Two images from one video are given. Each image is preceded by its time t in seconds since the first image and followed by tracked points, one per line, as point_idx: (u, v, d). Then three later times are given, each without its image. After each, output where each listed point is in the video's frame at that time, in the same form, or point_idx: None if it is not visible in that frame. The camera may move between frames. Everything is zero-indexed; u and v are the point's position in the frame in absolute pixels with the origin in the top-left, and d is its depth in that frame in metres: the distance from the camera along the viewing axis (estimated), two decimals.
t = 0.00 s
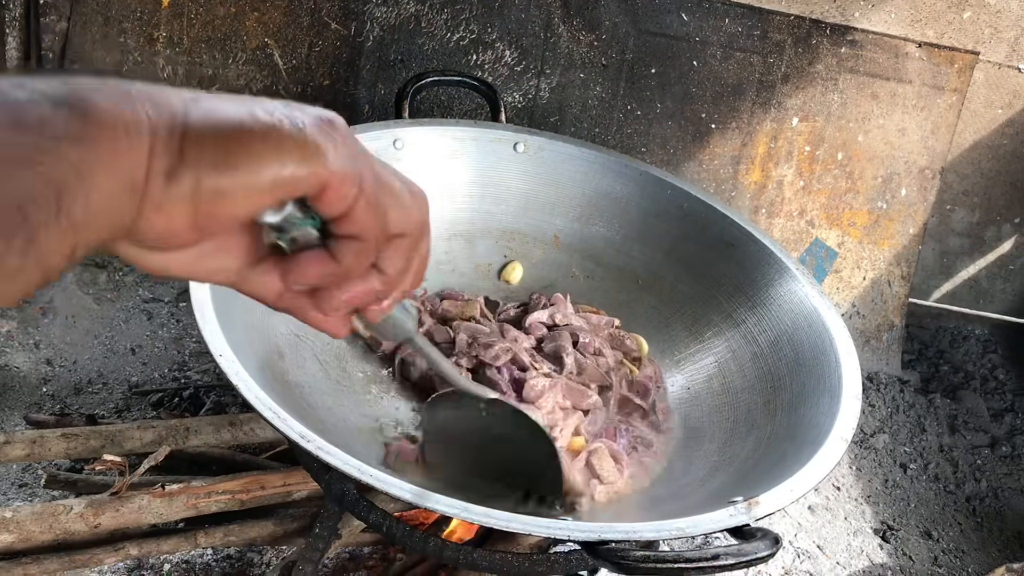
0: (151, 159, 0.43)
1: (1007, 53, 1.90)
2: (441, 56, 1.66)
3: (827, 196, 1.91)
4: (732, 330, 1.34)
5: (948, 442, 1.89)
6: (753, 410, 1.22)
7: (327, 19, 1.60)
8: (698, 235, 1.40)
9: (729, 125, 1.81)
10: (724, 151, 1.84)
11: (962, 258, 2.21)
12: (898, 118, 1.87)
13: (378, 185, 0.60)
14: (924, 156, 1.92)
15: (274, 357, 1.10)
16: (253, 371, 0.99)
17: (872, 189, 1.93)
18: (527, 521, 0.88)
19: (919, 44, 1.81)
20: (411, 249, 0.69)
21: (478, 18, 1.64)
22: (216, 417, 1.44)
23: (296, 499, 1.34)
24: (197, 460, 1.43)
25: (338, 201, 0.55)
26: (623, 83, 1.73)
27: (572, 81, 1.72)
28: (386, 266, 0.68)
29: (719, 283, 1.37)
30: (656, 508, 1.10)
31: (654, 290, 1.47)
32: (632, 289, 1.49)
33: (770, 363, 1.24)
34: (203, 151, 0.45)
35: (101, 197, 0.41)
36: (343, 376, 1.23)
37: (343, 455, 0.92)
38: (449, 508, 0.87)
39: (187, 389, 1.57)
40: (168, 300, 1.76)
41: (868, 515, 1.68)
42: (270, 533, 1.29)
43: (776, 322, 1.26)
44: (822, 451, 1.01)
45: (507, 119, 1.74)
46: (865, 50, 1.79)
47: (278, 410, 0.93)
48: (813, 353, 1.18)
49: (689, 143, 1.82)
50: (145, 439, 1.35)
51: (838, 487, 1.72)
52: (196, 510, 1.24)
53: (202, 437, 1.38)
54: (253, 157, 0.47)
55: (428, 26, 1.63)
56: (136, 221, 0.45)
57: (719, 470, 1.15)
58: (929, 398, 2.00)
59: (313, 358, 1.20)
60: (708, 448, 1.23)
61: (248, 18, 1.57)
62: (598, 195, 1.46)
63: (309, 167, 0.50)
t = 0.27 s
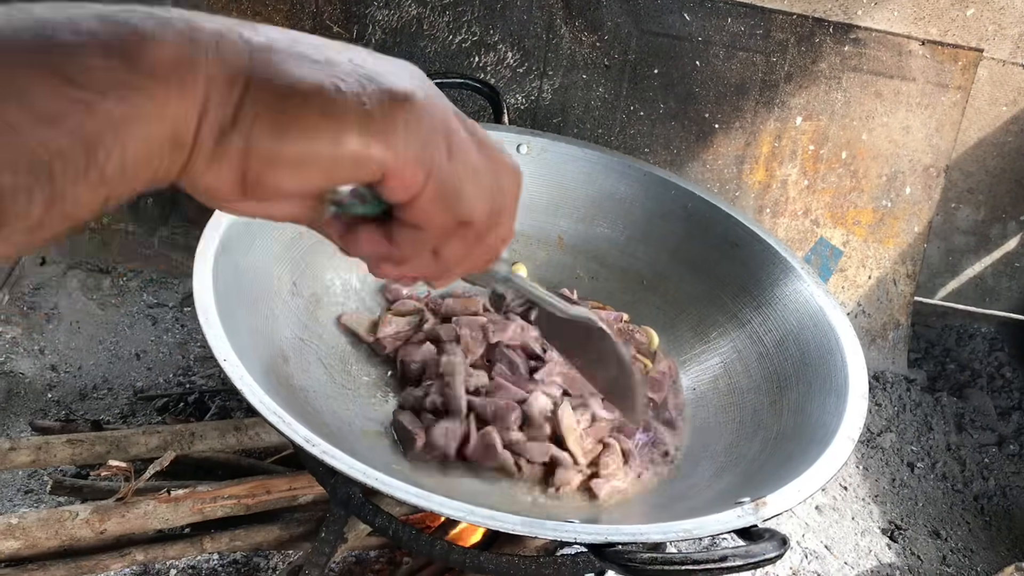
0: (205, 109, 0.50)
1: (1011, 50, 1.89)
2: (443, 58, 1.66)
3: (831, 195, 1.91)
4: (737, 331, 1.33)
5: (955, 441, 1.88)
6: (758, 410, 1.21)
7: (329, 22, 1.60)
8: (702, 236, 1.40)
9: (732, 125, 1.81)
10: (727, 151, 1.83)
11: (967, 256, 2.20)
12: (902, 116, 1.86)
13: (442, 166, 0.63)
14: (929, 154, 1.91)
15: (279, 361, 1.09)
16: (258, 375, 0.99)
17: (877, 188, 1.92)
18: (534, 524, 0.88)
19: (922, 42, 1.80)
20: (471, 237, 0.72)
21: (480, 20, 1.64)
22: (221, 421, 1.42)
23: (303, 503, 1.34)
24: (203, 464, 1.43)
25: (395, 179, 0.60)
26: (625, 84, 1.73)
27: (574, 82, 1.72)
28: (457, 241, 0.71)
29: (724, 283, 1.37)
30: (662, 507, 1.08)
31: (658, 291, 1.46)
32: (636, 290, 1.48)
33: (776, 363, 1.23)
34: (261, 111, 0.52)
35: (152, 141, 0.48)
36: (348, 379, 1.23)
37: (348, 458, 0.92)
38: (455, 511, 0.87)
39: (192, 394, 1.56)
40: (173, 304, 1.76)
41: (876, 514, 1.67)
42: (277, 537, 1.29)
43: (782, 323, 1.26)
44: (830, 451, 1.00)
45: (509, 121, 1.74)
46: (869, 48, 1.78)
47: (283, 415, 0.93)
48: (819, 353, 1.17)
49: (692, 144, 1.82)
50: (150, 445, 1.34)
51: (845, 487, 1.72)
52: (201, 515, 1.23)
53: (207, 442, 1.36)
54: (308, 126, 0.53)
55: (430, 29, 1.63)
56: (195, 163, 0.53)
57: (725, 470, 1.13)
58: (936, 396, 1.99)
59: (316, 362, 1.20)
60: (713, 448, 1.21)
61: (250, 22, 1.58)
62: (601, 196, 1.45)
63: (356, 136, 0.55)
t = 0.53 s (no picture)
0: (219, 229, 0.54)
1: (1012, 48, 1.88)
2: (442, 67, 1.66)
3: (834, 196, 1.90)
4: (742, 334, 1.32)
5: (963, 441, 1.87)
6: (764, 414, 1.20)
7: (328, 33, 1.60)
8: (705, 240, 1.39)
9: (733, 128, 1.80)
10: (729, 154, 1.83)
11: (971, 255, 2.19)
12: (903, 116, 1.85)
13: (399, 265, 0.65)
14: (931, 154, 1.90)
15: (283, 372, 1.09)
16: (261, 386, 0.99)
17: (879, 189, 1.91)
18: (539, 532, 0.87)
19: (922, 42, 1.80)
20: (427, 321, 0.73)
21: (478, 28, 1.64)
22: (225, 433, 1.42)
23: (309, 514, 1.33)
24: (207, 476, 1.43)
25: (354, 296, 0.63)
26: (625, 89, 1.73)
27: (574, 88, 1.72)
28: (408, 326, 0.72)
29: (727, 286, 1.36)
30: (667, 511, 1.07)
31: (662, 295, 1.46)
32: (640, 295, 1.49)
33: (781, 367, 1.23)
34: (264, 228, 0.56)
35: (168, 257, 0.52)
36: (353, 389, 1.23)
37: (352, 468, 0.92)
38: (458, 521, 0.86)
39: (196, 406, 1.57)
40: (176, 317, 1.76)
41: (884, 516, 1.66)
42: (282, 549, 1.28)
43: (786, 325, 1.25)
44: (835, 454, 0.99)
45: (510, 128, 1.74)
46: (868, 49, 1.78)
47: (286, 426, 0.93)
48: (823, 356, 1.16)
49: (693, 147, 1.81)
50: (155, 458, 1.34)
51: (853, 489, 1.70)
52: (206, 528, 1.23)
53: (212, 454, 1.36)
54: (308, 241, 0.57)
55: (429, 38, 1.63)
56: (195, 272, 0.57)
57: (731, 475, 1.12)
58: (943, 397, 1.98)
59: (320, 372, 1.19)
60: (719, 453, 1.20)
61: (249, 34, 1.58)
62: (603, 202, 1.45)
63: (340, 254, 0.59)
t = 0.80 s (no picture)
0: (265, 248, 0.62)
1: (1014, 46, 1.87)
2: (441, 78, 1.66)
3: (838, 199, 1.89)
4: (749, 338, 1.29)
5: (976, 443, 1.84)
6: (774, 417, 1.17)
7: (326, 47, 1.60)
8: (709, 245, 1.37)
9: (734, 132, 1.79)
10: (731, 159, 1.82)
11: (978, 255, 2.18)
12: (905, 117, 1.84)
13: (412, 272, 0.74)
14: (935, 154, 1.89)
15: (286, 385, 1.08)
16: (264, 400, 0.97)
17: (883, 190, 1.90)
18: (550, 542, 0.85)
19: (923, 42, 1.79)
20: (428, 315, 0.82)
21: (476, 39, 1.63)
22: (230, 450, 1.40)
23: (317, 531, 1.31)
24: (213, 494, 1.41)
25: (375, 294, 0.72)
26: (625, 96, 1.72)
27: (574, 96, 1.71)
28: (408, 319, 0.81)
29: (733, 291, 1.34)
30: (679, 516, 1.05)
31: (668, 301, 1.41)
32: (646, 302, 1.43)
33: (790, 370, 1.20)
34: (301, 245, 0.64)
35: (220, 267, 0.58)
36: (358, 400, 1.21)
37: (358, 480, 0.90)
38: (468, 533, 0.84)
39: (201, 424, 1.55)
40: (179, 336, 1.74)
41: (899, 520, 1.64)
42: (290, 566, 1.27)
43: (794, 328, 1.23)
44: (849, 455, 0.97)
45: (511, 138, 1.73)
46: (868, 50, 1.77)
47: (290, 439, 0.91)
48: (833, 357, 1.14)
49: (695, 153, 1.80)
50: (160, 476, 1.32)
51: (866, 493, 1.68)
52: (213, 545, 1.21)
53: (217, 471, 1.34)
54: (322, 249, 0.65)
55: (428, 49, 1.63)
56: (244, 287, 0.64)
57: (742, 480, 1.09)
58: (954, 398, 1.96)
59: (324, 387, 1.17)
60: (730, 458, 1.17)
61: (247, 50, 1.58)
62: (605, 209, 1.43)
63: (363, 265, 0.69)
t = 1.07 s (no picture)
0: (230, 256, 0.65)
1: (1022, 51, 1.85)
2: (446, 101, 1.63)
3: (851, 211, 1.86)
4: (774, 355, 1.25)
5: (1003, 455, 1.80)
6: (804, 436, 1.13)
7: (328, 73, 1.58)
8: (726, 261, 1.34)
9: (743, 147, 1.77)
10: (741, 174, 1.79)
11: (993, 263, 2.14)
12: (916, 126, 1.82)
13: (380, 248, 0.79)
14: (947, 162, 1.86)
15: (301, 420, 1.04)
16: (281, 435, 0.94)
17: (897, 201, 1.87)
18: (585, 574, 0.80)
19: (931, 50, 1.77)
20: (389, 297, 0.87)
21: (480, 61, 1.61)
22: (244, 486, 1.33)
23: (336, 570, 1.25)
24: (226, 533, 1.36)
25: (351, 276, 0.77)
26: (632, 114, 1.70)
27: (580, 115, 1.69)
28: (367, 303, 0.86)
29: (755, 307, 1.30)
30: (712, 542, 1.00)
31: (687, 320, 1.37)
32: (665, 322, 1.39)
33: (818, 387, 1.16)
34: (263, 246, 0.67)
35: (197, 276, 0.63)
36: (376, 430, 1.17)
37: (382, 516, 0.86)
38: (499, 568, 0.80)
39: (212, 461, 1.50)
40: (186, 371, 1.68)
41: (930, 538, 1.59)
42: None
43: (820, 343, 1.19)
44: (889, 473, 0.93)
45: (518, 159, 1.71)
46: (876, 59, 1.75)
47: (310, 475, 0.87)
48: (862, 372, 1.10)
49: (704, 169, 1.78)
50: (172, 517, 1.25)
51: (894, 511, 1.64)
52: None
53: (232, 510, 1.27)
54: (290, 250, 0.70)
55: (431, 72, 1.61)
56: (222, 298, 0.67)
57: (776, 502, 1.05)
58: (977, 410, 1.91)
59: (340, 418, 1.13)
60: (760, 480, 1.12)
61: (248, 79, 1.55)
62: (618, 228, 1.40)
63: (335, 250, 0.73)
